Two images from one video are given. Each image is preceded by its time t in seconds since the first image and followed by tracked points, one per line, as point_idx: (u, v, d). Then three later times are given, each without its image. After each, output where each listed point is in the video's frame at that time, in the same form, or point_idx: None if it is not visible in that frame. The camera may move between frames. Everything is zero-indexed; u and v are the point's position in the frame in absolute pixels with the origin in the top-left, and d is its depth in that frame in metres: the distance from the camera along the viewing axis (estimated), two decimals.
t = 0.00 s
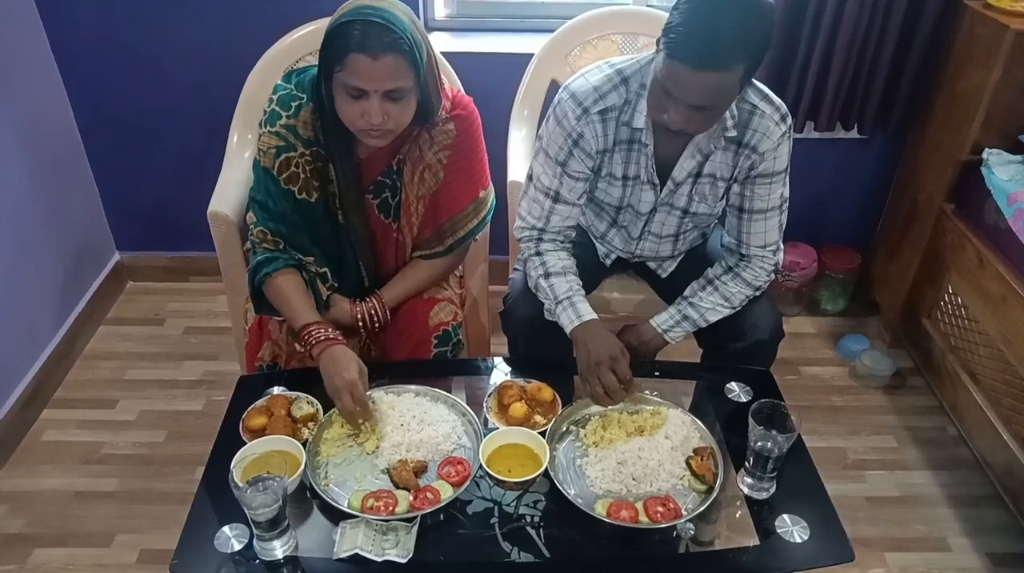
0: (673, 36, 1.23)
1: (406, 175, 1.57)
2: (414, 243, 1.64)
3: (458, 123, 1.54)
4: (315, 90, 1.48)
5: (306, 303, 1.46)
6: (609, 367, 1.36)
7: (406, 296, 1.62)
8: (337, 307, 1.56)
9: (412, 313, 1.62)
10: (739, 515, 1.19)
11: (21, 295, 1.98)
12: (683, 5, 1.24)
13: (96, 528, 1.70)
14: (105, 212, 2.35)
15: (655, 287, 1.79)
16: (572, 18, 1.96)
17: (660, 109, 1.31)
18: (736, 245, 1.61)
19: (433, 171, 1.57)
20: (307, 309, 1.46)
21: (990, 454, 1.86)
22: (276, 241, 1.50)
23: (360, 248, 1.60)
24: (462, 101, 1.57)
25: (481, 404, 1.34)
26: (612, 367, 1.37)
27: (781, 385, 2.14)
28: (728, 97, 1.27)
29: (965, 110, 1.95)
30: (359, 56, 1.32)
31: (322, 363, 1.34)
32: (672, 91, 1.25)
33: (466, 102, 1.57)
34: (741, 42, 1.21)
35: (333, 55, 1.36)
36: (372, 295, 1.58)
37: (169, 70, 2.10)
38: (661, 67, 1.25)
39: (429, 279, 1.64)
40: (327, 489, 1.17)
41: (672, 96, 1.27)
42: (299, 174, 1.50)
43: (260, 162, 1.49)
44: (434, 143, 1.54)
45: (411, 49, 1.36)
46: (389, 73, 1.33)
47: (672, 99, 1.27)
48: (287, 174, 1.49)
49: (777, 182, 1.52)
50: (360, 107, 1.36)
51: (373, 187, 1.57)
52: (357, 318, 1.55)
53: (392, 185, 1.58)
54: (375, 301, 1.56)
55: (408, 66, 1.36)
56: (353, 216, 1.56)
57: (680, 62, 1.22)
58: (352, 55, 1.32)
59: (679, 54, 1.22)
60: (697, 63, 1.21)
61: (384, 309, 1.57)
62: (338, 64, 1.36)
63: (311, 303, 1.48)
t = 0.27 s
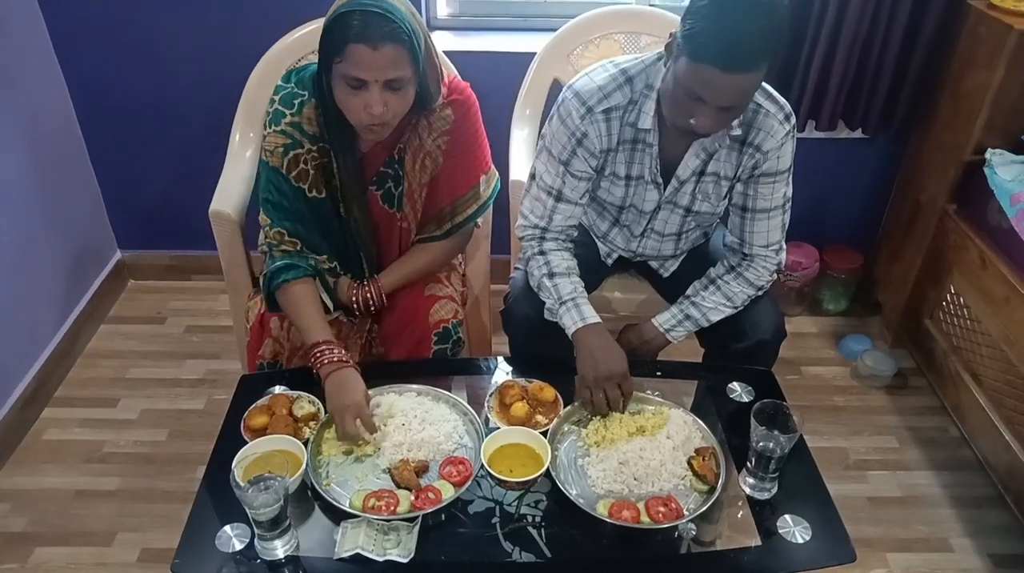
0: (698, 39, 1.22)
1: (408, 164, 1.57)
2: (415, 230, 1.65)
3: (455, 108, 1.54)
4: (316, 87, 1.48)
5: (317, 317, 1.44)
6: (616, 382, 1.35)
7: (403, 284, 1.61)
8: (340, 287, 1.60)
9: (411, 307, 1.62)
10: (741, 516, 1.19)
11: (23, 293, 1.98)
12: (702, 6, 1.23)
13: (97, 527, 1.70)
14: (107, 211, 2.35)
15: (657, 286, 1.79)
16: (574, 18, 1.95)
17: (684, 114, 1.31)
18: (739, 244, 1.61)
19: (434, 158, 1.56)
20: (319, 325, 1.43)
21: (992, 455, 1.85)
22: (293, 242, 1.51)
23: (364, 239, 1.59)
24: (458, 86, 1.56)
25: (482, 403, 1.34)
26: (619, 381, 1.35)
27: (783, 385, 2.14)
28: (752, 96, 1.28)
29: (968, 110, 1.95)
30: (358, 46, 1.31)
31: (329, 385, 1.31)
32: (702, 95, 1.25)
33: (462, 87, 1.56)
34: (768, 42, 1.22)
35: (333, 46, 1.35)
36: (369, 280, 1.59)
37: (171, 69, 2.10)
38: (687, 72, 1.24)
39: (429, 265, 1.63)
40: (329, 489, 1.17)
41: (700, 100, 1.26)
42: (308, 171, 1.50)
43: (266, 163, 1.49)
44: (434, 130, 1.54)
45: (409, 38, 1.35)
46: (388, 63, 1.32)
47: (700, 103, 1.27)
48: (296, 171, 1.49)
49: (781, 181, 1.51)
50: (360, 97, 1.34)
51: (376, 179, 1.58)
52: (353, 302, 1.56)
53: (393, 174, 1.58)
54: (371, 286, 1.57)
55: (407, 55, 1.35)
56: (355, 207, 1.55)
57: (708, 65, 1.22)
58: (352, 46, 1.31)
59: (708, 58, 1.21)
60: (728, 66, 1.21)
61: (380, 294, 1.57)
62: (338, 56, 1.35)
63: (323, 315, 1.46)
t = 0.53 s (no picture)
0: (714, 36, 1.21)
1: (413, 169, 1.56)
2: (416, 235, 1.64)
3: (462, 113, 1.54)
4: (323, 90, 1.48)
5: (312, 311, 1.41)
6: (607, 370, 1.36)
7: (405, 290, 1.62)
8: (341, 296, 1.59)
9: (413, 309, 1.62)
10: (743, 516, 1.18)
11: (24, 295, 1.98)
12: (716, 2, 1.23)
13: (98, 529, 1.70)
14: (108, 212, 2.35)
15: (659, 287, 1.79)
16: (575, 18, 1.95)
17: (697, 111, 1.30)
18: (742, 244, 1.61)
19: (438, 163, 1.57)
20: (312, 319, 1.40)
21: (994, 454, 1.85)
22: (287, 242, 1.48)
23: (365, 243, 1.59)
24: (466, 92, 1.56)
25: (483, 404, 1.34)
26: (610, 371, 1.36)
27: (784, 385, 2.13)
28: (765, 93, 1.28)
29: (969, 109, 1.95)
30: (368, 48, 1.30)
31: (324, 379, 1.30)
32: (717, 91, 1.24)
33: (469, 93, 1.57)
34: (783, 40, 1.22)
35: (343, 47, 1.34)
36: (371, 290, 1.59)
37: (172, 70, 2.10)
38: (702, 68, 1.24)
39: (431, 270, 1.64)
40: (330, 490, 1.17)
41: (714, 96, 1.26)
42: (309, 172, 1.50)
43: (269, 162, 1.48)
44: (439, 135, 1.54)
45: (421, 42, 1.35)
46: (398, 64, 1.32)
47: (714, 99, 1.26)
48: (297, 173, 1.49)
49: (784, 181, 1.51)
50: (368, 98, 1.35)
51: (380, 182, 1.56)
52: (355, 311, 1.56)
53: (398, 179, 1.57)
54: (373, 296, 1.57)
55: (417, 58, 1.35)
56: (358, 211, 1.55)
57: (726, 61, 1.21)
58: (362, 46, 1.31)
59: (725, 54, 1.20)
60: (746, 62, 1.21)
61: (381, 304, 1.57)
62: (346, 57, 1.35)
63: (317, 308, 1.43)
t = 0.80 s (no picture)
0: (727, 31, 1.21)
1: (420, 176, 1.56)
2: (421, 241, 1.65)
3: (471, 121, 1.54)
4: (331, 97, 1.47)
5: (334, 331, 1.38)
6: (615, 378, 1.34)
7: (407, 296, 1.61)
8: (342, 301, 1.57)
9: (417, 311, 1.61)
10: (747, 516, 1.18)
11: (29, 295, 1.98)
12: None
13: (103, 529, 1.70)
14: (112, 213, 2.36)
15: (663, 286, 1.78)
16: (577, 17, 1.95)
17: (711, 110, 1.29)
18: (746, 243, 1.60)
19: (444, 170, 1.57)
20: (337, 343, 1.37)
21: (999, 453, 1.84)
22: (309, 254, 1.47)
23: (374, 251, 1.61)
24: (474, 99, 1.56)
25: (488, 404, 1.34)
26: (618, 376, 1.35)
27: (789, 384, 2.13)
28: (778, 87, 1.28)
29: (974, 107, 1.94)
30: (378, 57, 1.30)
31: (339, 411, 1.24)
32: (733, 87, 1.24)
33: (477, 99, 1.56)
34: (796, 35, 1.22)
35: (352, 56, 1.34)
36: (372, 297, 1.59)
37: (175, 71, 2.10)
38: (717, 65, 1.23)
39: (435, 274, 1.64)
40: (334, 490, 1.17)
41: (729, 92, 1.25)
42: (324, 182, 1.49)
43: (281, 173, 1.47)
44: (448, 142, 1.54)
45: (429, 51, 1.35)
46: (407, 75, 1.32)
47: (729, 96, 1.26)
48: (312, 183, 1.48)
49: (789, 180, 1.51)
50: (377, 108, 1.34)
51: (388, 187, 1.57)
52: (356, 318, 1.56)
53: (405, 185, 1.57)
54: (374, 305, 1.56)
55: (427, 67, 1.34)
56: (368, 219, 1.56)
57: (741, 56, 1.21)
58: (371, 55, 1.31)
59: (741, 49, 1.20)
60: (761, 57, 1.20)
61: (382, 312, 1.57)
62: (356, 66, 1.34)
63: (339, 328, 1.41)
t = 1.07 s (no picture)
0: (722, 36, 1.21)
1: (414, 179, 1.56)
2: (414, 244, 1.64)
3: (467, 126, 1.54)
4: (327, 100, 1.46)
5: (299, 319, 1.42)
6: (610, 381, 1.34)
7: (398, 299, 1.61)
8: (331, 304, 1.57)
9: (409, 313, 1.61)
10: (739, 519, 1.18)
11: (19, 296, 1.97)
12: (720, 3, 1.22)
13: (93, 532, 1.69)
14: (103, 214, 2.34)
15: (655, 289, 1.78)
16: (571, 20, 1.95)
17: (706, 113, 1.29)
18: (738, 246, 1.60)
19: (439, 175, 1.57)
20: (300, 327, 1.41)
21: (990, 456, 1.85)
22: (273, 251, 1.47)
23: (364, 254, 1.59)
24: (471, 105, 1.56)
25: (480, 406, 1.34)
26: (613, 380, 1.35)
27: (781, 387, 2.13)
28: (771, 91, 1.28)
29: (965, 111, 1.95)
30: (382, 66, 1.30)
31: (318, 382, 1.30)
32: (727, 91, 1.24)
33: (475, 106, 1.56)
34: (789, 39, 1.22)
35: (355, 63, 1.34)
36: (362, 300, 1.58)
37: (167, 71, 2.10)
38: (711, 68, 1.23)
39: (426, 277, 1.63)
40: (325, 493, 1.17)
41: (724, 96, 1.25)
42: (307, 183, 1.48)
43: (265, 170, 1.47)
44: (443, 147, 1.54)
45: (434, 62, 1.35)
46: (411, 85, 1.32)
47: (723, 100, 1.26)
48: (294, 183, 1.47)
49: (782, 183, 1.51)
50: (379, 116, 1.34)
51: (381, 191, 1.56)
52: (346, 320, 1.56)
53: (398, 189, 1.56)
54: (365, 306, 1.56)
55: (431, 78, 1.34)
56: (359, 222, 1.55)
57: (737, 61, 1.21)
58: (375, 64, 1.31)
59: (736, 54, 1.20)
60: (757, 61, 1.21)
61: (373, 314, 1.57)
62: (358, 73, 1.34)
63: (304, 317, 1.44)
